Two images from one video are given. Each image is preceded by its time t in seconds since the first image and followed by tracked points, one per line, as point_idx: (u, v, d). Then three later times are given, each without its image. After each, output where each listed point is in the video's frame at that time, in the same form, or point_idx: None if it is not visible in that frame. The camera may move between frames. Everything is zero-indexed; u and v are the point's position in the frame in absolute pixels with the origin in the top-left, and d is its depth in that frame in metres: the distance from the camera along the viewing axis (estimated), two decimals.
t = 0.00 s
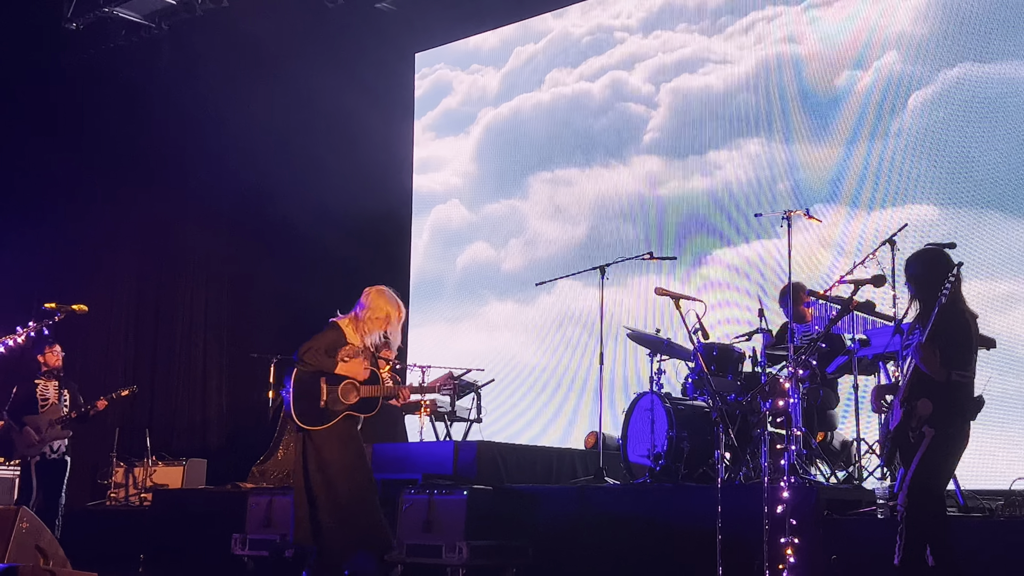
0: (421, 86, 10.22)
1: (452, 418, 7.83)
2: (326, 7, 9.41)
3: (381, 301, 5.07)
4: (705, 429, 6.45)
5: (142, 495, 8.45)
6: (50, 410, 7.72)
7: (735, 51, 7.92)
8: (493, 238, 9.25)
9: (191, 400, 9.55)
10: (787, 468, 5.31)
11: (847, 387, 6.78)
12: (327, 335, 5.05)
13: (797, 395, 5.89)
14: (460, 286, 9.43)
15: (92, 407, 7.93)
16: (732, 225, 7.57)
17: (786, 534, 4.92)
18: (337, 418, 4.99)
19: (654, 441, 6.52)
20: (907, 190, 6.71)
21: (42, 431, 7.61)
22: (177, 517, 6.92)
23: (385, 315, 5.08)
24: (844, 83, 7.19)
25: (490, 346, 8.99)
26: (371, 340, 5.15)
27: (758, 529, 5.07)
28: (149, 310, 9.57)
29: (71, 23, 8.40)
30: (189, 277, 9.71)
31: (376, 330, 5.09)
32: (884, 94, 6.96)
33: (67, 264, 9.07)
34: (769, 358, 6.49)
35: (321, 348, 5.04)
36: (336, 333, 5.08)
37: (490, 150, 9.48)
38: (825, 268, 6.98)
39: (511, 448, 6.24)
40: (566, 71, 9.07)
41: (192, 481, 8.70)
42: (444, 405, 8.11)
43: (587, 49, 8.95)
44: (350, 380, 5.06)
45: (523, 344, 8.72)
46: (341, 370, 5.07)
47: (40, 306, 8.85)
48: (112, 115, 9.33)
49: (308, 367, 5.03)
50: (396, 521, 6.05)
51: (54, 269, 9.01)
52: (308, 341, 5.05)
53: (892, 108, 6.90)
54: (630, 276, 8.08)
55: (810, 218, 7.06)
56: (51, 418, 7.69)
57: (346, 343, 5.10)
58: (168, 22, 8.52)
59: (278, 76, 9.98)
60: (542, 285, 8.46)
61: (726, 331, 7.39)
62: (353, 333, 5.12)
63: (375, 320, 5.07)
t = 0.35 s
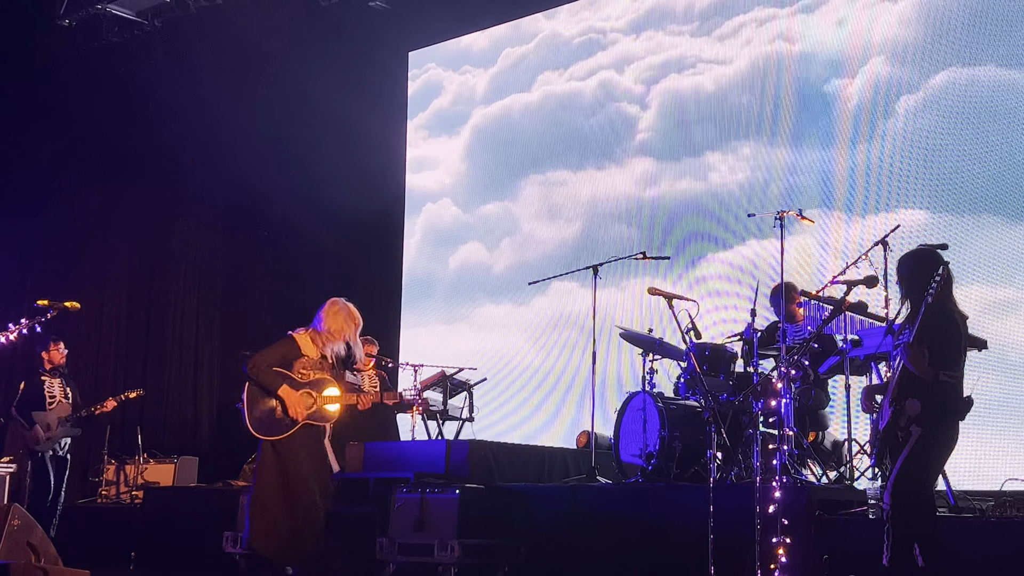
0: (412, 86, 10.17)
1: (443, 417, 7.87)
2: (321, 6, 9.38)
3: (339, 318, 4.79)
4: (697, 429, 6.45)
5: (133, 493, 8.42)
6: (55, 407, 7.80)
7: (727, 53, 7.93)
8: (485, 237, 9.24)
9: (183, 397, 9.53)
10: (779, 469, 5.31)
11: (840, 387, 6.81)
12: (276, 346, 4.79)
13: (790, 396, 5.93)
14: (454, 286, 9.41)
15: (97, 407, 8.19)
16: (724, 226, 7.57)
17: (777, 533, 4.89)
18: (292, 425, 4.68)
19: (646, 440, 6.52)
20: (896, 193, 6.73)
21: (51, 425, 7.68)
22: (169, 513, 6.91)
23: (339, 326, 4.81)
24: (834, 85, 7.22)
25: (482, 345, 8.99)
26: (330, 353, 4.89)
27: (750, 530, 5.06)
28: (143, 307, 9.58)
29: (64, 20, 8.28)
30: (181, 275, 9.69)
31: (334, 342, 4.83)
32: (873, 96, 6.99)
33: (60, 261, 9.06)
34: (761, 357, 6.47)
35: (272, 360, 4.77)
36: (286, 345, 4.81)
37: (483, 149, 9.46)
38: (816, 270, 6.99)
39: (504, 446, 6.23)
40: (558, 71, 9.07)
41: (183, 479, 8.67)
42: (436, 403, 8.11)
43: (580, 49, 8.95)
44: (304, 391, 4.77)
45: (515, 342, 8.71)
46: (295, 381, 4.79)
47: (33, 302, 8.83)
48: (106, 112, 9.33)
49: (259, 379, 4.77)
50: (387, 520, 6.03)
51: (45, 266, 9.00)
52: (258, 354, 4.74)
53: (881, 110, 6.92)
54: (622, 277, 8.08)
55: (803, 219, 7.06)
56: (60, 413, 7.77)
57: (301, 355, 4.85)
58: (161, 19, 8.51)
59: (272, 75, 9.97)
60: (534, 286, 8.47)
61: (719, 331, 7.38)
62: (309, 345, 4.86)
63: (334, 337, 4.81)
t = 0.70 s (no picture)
0: (416, 89, 10.24)
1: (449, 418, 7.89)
2: (326, 7, 9.41)
3: (320, 339, 4.56)
4: (703, 430, 6.45)
5: (139, 494, 8.44)
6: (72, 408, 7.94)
7: (729, 55, 7.94)
8: (490, 238, 9.25)
9: (188, 399, 9.55)
10: (784, 471, 5.30)
11: (846, 389, 6.79)
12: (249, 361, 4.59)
13: (794, 398, 5.95)
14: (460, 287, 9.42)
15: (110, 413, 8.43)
16: (729, 228, 7.56)
17: (782, 535, 4.90)
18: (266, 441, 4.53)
19: (652, 442, 6.52)
20: (897, 197, 6.73)
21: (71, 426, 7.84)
22: (174, 515, 6.92)
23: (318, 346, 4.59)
24: (837, 87, 7.21)
25: (487, 346, 9.00)
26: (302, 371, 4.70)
27: (756, 530, 5.06)
28: (148, 308, 9.58)
29: (70, 20, 8.43)
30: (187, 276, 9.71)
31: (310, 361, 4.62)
32: (875, 99, 6.98)
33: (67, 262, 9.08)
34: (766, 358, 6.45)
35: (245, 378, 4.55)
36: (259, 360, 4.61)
37: (487, 150, 9.48)
38: (820, 271, 6.99)
39: (509, 447, 6.24)
40: (561, 73, 9.08)
41: (189, 480, 8.69)
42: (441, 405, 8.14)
43: (583, 50, 8.96)
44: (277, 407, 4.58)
45: (521, 344, 8.72)
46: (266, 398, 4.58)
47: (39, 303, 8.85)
48: (111, 113, 9.35)
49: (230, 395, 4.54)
50: (393, 521, 5.97)
51: (52, 267, 9.03)
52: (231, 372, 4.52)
53: (883, 113, 6.92)
54: (628, 279, 8.08)
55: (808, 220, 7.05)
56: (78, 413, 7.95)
57: (272, 370, 4.65)
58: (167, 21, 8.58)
59: (277, 77, 9.98)
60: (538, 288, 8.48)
61: (724, 332, 7.37)
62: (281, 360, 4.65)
63: (311, 356, 4.60)
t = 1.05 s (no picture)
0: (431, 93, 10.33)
1: (466, 419, 7.91)
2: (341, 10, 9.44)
3: (285, 323, 4.65)
4: (721, 431, 6.43)
5: (158, 494, 8.50)
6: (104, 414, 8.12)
7: (744, 56, 7.92)
8: (506, 241, 9.29)
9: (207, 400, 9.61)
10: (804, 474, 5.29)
11: (865, 391, 6.75)
12: (226, 355, 4.65)
13: (813, 399, 5.95)
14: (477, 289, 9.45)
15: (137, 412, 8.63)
16: (746, 230, 7.54)
17: (801, 536, 4.89)
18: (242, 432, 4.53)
19: (669, 443, 6.49)
20: (914, 198, 6.68)
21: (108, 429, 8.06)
22: (193, 515, 6.98)
23: (288, 331, 4.67)
24: (852, 89, 7.17)
25: (505, 348, 9.01)
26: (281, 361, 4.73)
27: (774, 531, 5.04)
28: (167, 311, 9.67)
29: (88, 24, 8.43)
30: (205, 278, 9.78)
31: (283, 349, 4.68)
32: (890, 100, 6.93)
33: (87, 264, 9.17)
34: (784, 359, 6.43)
35: (223, 370, 4.62)
36: (236, 353, 4.67)
37: (503, 152, 9.51)
38: (839, 273, 6.94)
39: (526, 448, 6.26)
40: (574, 75, 9.09)
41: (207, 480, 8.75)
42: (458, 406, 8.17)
43: (596, 51, 8.95)
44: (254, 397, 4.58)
45: (538, 346, 8.74)
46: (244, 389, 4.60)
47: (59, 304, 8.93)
48: (130, 117, 9.43)
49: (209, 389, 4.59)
50: (410, 521, 5.99)
51: (73, 269, 9.11)
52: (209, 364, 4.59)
53: (898, 114, 6.86)
54: (645, 281, 8.07)
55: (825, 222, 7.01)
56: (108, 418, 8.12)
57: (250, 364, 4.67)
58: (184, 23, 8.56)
59: (294, 79, 10.03)
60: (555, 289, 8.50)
61: (741, 333, 7.35)
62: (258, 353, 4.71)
63: (282, 342, 4.67)
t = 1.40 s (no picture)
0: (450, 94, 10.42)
1: (488, 418, 8.06)
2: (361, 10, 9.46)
3: (267, 313, 4.83)
4: (744, 431, 6.42)
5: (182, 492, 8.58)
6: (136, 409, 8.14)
7: (764, 55, 7.88)
8: (527, 240, 9.29)
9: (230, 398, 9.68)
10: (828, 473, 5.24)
11: (888, 390, 6.71)
12: (211, 345, 4.83)
13: (835, 397, 5.94)
14: (497, 288, 9.47)
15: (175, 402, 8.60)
16: (767, 229, 7.49)
17: (824, 535, 4.88)
18: (226, 422, 4.71)
19: (690, 442, 6.48)
20: (939, 197, 6.62)
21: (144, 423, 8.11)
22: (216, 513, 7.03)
23: (270, 322, 4.84)
24: (873, 87, 7.11)
25: (526, 347, 9.03)
26: (266, 351, 4.88)
27: (796, 530, 5.01)
28: (189, 308, 9.70)
29: (112, 24, 8.56)
30: (227, 277, 9.84)
31: (265, 339, 4.85)
32: (912, 98, 6.87)
33: (111, 263, 9.23)
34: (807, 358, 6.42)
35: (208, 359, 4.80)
36: (220, 344, 4.85)
37: (523, 152, 9.52)
38: (862, 272, 6.90)
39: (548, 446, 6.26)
40: (592, 74, 9.07)
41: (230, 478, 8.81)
42: (479, 404, 8.20)
43: (615, 50, 8.93)
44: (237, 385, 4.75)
45: (559, 344, 8.74)
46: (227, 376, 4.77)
47: (83, 304, 9.00)
48: (154, 118, 9.49)
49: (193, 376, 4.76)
50: (431, 519, 6.02)
51: (97, 269, 9.18)
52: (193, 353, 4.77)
53: (922, 112, 6.80)
54: (666, 280, 8.04)
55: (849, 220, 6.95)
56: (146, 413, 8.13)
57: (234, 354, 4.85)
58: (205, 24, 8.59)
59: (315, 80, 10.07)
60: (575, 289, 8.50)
61: (764, 331, 7.32)
62: (237, 344, 4.87)
63: (264, 333, 4.85)
